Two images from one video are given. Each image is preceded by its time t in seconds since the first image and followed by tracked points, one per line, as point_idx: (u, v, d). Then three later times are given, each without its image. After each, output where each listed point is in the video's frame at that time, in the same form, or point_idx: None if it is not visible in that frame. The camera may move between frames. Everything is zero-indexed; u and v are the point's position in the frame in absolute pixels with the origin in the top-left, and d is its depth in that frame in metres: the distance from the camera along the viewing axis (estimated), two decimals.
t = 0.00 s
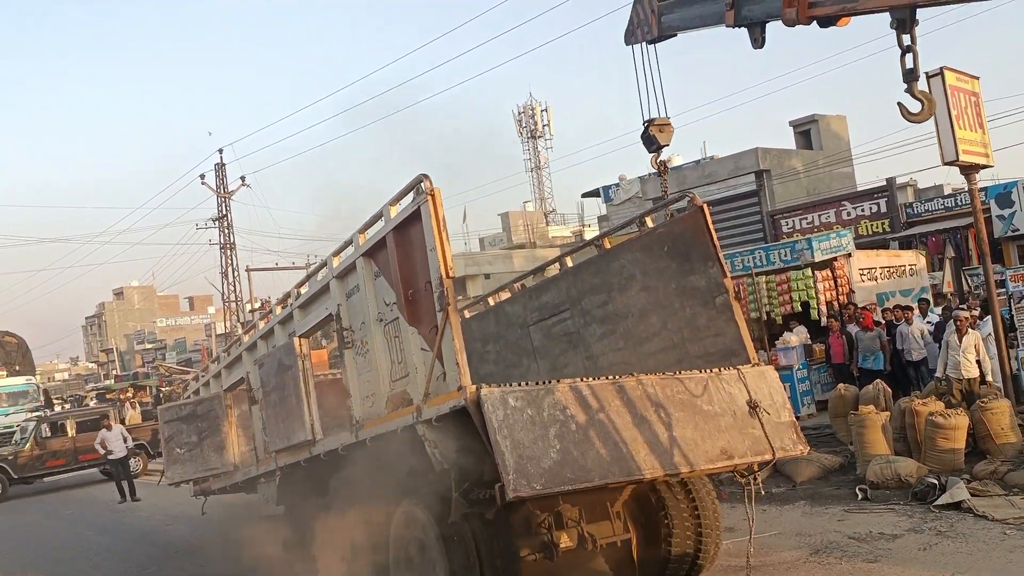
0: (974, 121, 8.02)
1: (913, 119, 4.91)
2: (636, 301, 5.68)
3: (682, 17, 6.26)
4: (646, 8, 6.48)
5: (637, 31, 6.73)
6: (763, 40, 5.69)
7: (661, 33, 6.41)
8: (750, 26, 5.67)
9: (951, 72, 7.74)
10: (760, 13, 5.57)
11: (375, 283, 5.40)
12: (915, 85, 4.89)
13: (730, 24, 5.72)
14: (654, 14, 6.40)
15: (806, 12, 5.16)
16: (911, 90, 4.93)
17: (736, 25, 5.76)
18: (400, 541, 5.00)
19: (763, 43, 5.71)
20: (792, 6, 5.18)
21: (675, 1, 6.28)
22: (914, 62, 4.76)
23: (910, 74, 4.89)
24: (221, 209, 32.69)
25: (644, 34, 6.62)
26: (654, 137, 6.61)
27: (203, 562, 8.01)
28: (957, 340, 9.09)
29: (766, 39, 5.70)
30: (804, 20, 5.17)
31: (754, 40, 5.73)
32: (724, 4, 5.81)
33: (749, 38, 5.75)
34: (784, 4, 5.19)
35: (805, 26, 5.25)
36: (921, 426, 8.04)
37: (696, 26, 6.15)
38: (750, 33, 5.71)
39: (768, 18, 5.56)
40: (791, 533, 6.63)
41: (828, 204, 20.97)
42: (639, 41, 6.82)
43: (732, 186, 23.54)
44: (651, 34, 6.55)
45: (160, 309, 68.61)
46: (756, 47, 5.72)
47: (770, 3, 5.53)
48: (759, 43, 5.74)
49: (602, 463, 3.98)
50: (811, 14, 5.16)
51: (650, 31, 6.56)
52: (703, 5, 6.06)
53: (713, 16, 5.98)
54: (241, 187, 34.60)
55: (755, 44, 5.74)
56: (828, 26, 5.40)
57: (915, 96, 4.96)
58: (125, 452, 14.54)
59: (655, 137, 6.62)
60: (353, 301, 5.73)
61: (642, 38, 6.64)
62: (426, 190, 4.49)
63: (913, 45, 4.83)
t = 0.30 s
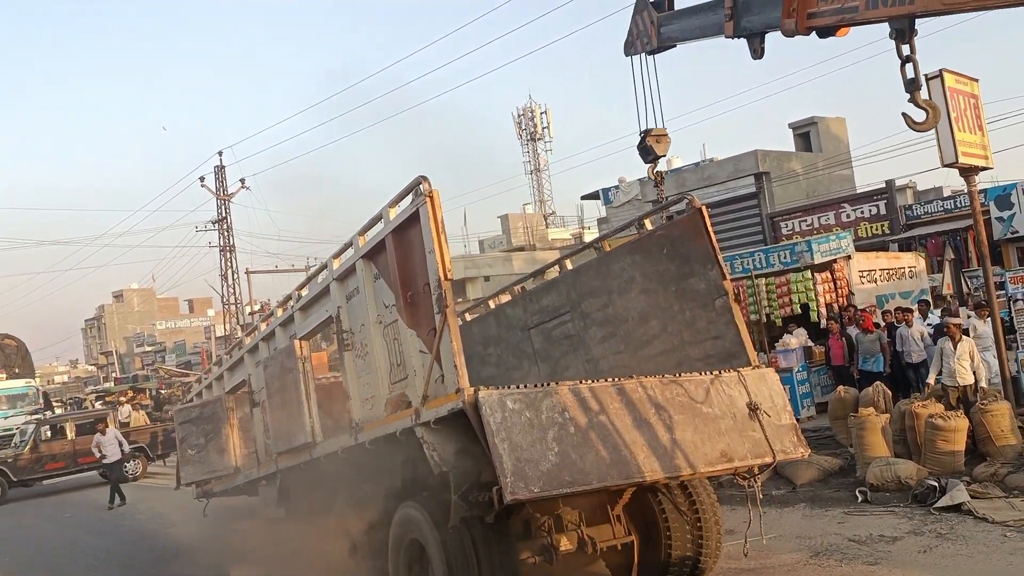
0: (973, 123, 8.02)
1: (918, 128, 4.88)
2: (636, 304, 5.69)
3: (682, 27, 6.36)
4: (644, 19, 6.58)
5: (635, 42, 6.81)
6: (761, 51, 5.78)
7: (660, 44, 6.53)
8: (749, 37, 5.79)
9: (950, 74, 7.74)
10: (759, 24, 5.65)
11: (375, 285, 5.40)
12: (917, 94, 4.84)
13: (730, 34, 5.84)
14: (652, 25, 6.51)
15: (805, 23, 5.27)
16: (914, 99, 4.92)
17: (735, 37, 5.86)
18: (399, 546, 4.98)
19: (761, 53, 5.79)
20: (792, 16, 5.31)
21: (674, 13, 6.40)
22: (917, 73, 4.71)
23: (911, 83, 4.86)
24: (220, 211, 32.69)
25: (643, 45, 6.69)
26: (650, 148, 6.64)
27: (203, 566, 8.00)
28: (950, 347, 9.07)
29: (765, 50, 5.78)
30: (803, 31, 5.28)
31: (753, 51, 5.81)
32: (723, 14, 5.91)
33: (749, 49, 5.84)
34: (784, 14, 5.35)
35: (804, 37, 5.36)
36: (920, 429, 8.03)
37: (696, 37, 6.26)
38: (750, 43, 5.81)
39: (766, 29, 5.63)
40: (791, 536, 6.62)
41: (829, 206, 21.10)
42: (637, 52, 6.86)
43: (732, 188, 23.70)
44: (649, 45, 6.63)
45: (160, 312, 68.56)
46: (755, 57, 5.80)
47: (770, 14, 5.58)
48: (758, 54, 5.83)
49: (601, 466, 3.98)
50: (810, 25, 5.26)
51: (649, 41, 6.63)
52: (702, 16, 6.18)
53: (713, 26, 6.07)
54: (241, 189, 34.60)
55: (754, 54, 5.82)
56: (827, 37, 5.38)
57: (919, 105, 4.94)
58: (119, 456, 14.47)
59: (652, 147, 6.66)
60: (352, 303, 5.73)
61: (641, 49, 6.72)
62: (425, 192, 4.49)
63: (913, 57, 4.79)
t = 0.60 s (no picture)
0: (973, 116, 8.00)
1: (913, 133, 4.88)
2: (636, 299, 5.68)
3: (681, 33, 6.27)
4: (642, 26, 6.49)
5: (634, 49, 6.69)
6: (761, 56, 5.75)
7: (658, 51, 6.41)
8: (748, 42, 5.75)
9: (950, 67, 7.71)
10: (758, 29, 5.61)
11: (373, 281, 5.39)
12: (914, 99, 4.87)
13: (728, 41, 5.80)
14: (651, 31, 6.42)
15: (803, 28, 5.29)
16: (910, 105, 4.91)
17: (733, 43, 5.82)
18: (399, 541, 4.97)
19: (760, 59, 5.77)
20: (790, 21, 5.35)
21: (672, 19, 6.31)
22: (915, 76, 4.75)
23: (909, 87, 4.86)
24: (219, 207, 32.65)
25: (642, 52, 6.58)
26: (647, 154, 6.56)
27: (205, 562, 7.99)
28: (944, 343, 9.07)
29: (764, 55, 5.74)
30: (802, 36, 5.30)
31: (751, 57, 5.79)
32: (722, 19, 5.89)
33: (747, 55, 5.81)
34: (782, 20, 5.38)
35: (803, 42, 5.38)
36: (920, 422, 8.03)
37: (694, 43, 6.21)
38: (749, 49, 5.78)
39: (765, 34, 5.59)
40: (792, 530, 6.62)
41: (828, 200, 21.08)
42: (636, 60, 6.74)
43: (731, 183, 23.51)
44: (648, 51, 6.52)
45: (160, 308, 68.51)
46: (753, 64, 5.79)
47: (768, 19, 5.56)
48: (757, 59, 5.79)
49: (600, 461, 3.98)
50: (809, 29, 5.28)
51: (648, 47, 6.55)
52: (701, 22, 6.15)
53: (711, 33, 6.07)
54: (240, 184, 34.55)
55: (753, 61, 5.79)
56: (827, 42, 5.39)
57: (915, 111, 4.92)
58: (109, 454, 14.30)
59: (647, 154, 6.54)
60: (350, 299, 5.72)
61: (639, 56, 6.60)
62: (421, 186, 4.48)
63: (912, 60, 4.83)
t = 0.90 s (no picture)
0: (959, 105, 8.04)
1: (893, 134, 4.92)
2: (626, 290, 5.69)
3: (669, 35, 6.31)
4: (629, 29, 6.54)
5: (621, 52, 6.72)
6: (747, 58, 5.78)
7: (646, 53, 6.47)
8: (734, 44, 5.80)
9: (936, 56, 7.74)
10: (744, 31, 5.67)
11: (362, 274, 5.38)
12: (897, 100, 4.92)
13: (714, 42, 5.87)
14: (638, 34, 6.48)
15: (789, 29, 5.34)
16: (892, 106, 4.96)
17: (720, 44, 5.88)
18: (390, 534, 4.98)
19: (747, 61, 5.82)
20: (777, 22, 5.38)
21: (659, 22, 6.37)
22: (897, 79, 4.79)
23: (893, 87, 4.93)
24: (206, 201, 32.47)
25: (629, 55, 6.63)
26: (635, 157, 6.54)
27: (195, 556, 7.98)
28: (927, 332, 9.15)
29: (751, 56, 5.79)
30: (788, 37, 5.35)
31: (738, 58, 5.81)
32: (708, 21, 5.93)
33: (734, 57, 5.86)
34: (769, 21, 5.41)
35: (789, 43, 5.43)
36: (907, 410, 8.09)
37: (681, 45, 6.22)
38: (735, 50, 5.83)
39: (751, 35, 5.63)
40: (781, 518, 6.67)
41: (816, 190, 21.05)
42: (624, 63, 6.78)
43: (719, 173, 23.74)
44: (635, 54, 6.57)
45: (147, 303, 68.11)
46: (740, 66, 5.83)
47: (754, 21, 5.61)
48: (744, 61, 5.83)
49: (591, 453, 3.99)
50: (795, 31, 5.34)
51: (635, 50, 6.59)
52: (688, 24, 6.14)
53: (698, 35, 6.06)
54: (227, 179, 34.38)
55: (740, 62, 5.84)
56: (813, 43, 5.42)
57: (895, 111, 4.97)
58: (88, 450, 14.04)
59: (635, 157, 6.53)
60: (340, 292, 5.71)
61: (626, 59, 6.65)
62: (410, 179, 4.47)
63: (896, 61, 4.89)
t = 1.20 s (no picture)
0: (954, 103, 8.06)
1: (893, 143, 5.00)
2: (622, 287, 5.69)
3: (666, 46, 6.26)
4: (625, 40, 6.47)
5: (616, 64, 6.62)
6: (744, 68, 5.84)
7: (643, 64, 6.41)
8: (731, 55, 5.79)
9: (931, 52, 7.73)
10: (741, 40, 5.71)
11: (359, 271, 5.38)
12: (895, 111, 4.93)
13: (710, 53, 5.84)
14: (634, 45, 6.42)
15: (785, 39, 5.42)
16: (891, 116, 4.99)
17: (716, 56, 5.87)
18: (387, 532, 4.97)
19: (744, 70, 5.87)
20: (772, 33, 5.45)
21: (655, 33, 6.34)
22: (893, 87, 4.86)
23: (890, 98, 4.93)
24: (201, 199, 32.42)
25: (624, 66, 6.53)
26: (636, 168, 6.50)
27: (190, 555, 7.97)
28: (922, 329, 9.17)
29: (746, 67, 5.83)
30: (783, 48, 5.44)
31: (734, 69, 5.85)
32: (705, 31, 5.94)
33: (730, 67, 5.87)
34: (765, 31, 5.48)
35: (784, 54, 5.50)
36: (902, 407, 8.11)
37: (677, 56, 6.20)
38: (731, 61, 5.83)
39: (747, 46, 5.69)
40: (777, 515, 6.68)
41: (810, 188, 21.29)
42: (619, 74, 6.66)
43: (715, 171, 23.60)
44: (632, 65, 6.48)
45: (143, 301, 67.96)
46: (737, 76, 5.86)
47: (749, 32, 5.68)
48: (740, 71, 5.86)
49: (588, 449, 3.99)
50: (790, 41, 5.42)
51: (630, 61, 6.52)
52: (684, 35, 6.16)
53: (694, 45, 6.10)
54: (222, 177, 34.33)
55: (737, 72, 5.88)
56: (808, 54, 5.52)
57: (895, 121, 5.02)
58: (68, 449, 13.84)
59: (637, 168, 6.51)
60: (336, 289, 5.70)
61: (622, 70, 6.53)
62: (407, 176, 4.47)
63: (892, 71, 4.95)
